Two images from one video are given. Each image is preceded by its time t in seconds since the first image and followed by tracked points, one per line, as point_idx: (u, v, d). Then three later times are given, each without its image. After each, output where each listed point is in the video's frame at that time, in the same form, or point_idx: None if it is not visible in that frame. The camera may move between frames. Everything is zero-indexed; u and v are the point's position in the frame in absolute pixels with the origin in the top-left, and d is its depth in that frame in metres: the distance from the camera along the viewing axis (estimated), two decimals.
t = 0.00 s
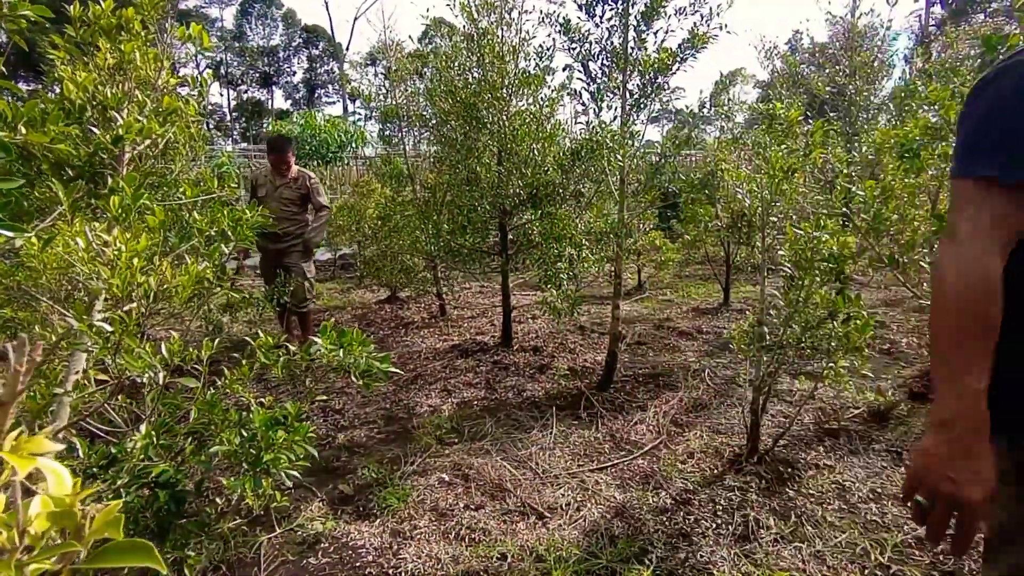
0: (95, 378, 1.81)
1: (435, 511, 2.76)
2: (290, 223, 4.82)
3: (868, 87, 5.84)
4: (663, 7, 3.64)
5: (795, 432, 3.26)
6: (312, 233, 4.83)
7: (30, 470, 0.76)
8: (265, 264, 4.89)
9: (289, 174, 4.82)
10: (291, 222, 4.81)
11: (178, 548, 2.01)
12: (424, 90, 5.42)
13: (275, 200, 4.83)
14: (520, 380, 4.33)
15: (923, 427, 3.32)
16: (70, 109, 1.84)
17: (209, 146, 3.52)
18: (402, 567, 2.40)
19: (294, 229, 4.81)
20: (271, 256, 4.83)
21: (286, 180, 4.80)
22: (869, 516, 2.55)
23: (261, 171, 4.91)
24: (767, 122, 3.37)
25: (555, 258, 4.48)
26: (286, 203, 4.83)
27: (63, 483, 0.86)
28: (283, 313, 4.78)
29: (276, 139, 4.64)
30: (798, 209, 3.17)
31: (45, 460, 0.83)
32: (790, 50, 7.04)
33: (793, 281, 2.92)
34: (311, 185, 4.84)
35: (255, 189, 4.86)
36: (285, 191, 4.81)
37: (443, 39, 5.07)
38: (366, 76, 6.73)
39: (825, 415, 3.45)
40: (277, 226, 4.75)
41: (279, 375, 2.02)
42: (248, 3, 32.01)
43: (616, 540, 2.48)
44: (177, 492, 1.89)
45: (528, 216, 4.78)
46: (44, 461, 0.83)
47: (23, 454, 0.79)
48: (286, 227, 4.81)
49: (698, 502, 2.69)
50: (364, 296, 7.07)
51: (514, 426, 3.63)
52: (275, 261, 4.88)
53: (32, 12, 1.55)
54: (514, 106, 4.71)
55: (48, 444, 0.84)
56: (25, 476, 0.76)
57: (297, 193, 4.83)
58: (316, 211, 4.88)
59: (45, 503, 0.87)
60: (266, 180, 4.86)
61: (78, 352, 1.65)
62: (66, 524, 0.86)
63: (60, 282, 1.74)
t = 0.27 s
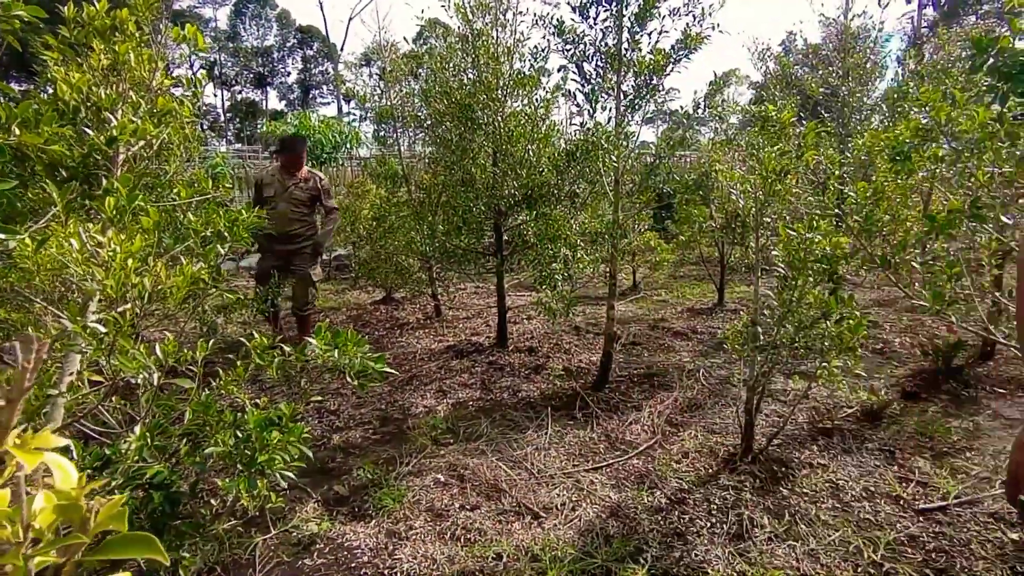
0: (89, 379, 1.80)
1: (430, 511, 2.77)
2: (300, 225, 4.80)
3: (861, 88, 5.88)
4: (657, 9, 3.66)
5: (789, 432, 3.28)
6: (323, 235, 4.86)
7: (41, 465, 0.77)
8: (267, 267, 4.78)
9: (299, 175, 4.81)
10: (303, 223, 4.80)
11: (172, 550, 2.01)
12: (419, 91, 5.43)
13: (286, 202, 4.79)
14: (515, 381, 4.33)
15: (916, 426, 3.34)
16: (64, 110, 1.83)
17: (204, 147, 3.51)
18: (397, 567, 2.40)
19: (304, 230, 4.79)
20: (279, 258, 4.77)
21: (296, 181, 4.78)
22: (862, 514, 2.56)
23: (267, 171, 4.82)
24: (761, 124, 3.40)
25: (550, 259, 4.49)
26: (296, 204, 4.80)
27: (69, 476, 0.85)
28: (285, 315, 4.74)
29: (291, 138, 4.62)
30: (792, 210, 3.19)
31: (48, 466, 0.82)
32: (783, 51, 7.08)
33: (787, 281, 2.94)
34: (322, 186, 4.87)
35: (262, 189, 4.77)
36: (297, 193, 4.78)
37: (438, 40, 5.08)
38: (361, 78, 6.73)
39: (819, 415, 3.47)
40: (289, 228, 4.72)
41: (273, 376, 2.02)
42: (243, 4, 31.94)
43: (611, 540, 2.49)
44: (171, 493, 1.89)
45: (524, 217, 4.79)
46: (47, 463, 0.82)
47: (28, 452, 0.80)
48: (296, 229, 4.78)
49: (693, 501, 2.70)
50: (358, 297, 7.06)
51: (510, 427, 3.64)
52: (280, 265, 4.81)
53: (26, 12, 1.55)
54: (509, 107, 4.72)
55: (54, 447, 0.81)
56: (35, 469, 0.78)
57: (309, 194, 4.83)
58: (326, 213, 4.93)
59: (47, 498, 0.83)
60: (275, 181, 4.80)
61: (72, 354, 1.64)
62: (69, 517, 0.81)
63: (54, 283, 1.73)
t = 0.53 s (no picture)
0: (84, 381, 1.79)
1: (427, 512, 2.77)
2: (304, 226, 4.79)
3: (854, 89, 5.91)
4: (651, 10, 3.67)
5: (784, 431, 3.29)
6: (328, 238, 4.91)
7: (54, 458, 0.81)
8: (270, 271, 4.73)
9: (300, 175, 4.78)
10: (307, 225, 4.80)
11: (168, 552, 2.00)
12: (414, 92, 5.43)
13: (289, 204, 4.76)
14: (510, 381, 4.34)
15: (909, 424, 3.36)
16: (59, 111, 1.82)
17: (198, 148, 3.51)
18: (394, 568, 2.40)
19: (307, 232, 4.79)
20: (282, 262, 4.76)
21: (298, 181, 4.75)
22: (856, 512, 2.58)
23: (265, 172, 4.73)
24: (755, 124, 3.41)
25: (545, 259, 4.50)
26: (300, 206, 4.79)
27: (82, 471, 0.85)
28: (290, 318, 4.74)
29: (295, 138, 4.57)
30: (786, 210, 3.21)
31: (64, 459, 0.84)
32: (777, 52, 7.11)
33: (781, 280, 2.95)
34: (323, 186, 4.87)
35: (262, 192, 4.69)
36: (301, 195, 4.76)
37: (433, 41, 5.08)
38: (356, 79, 6.72)
39: (813, 413, 3.48)
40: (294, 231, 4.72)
41: (269, 377, 2.02)
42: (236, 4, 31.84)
43: (607, 539, 2.50)
44: (167, 495, 1.88)
45: (518, 218, 4.79)
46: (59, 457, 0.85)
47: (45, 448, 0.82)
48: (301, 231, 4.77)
49: (688, 501, 2.71)
50: (353, 298, 7.05)
51: (505, 427, 3.64)
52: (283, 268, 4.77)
53: (20, 13, 1.54)
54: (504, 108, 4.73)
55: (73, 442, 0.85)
56: (47, 464, 0.81)
57: (313, 196, 4.83)
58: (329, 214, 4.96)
59: (59, 493, 0.83)
60: (275, 182, 4.73)
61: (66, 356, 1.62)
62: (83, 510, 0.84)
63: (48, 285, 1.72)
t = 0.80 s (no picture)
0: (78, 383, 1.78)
1: (422, 513, 2.77)
2: (302, 230, 4.81)
3: (846, 90, 5.94)
4: (645, 12, 3.69)
5: (778, 430, 3.31)
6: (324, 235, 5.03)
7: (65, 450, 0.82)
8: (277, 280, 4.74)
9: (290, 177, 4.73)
10: (306, 228, 4.83)
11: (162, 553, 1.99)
12: (408, 93, 5.43)
13: (285, 208, 4.74)
14: (505, 382, 4.34)
15: (901, 423, 3.39)
16: (51, 111, 1.81)
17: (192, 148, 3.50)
18: (389, 569, 2.40)
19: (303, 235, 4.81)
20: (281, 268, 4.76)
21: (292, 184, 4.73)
22: (849, 510, 2.59)
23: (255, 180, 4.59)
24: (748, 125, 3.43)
25: (539, 260, 4.51)
26: (297, 210, 4.79)
27: (94, 464, 0.84)
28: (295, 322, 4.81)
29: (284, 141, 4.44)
30: (779, 211, 3.23)
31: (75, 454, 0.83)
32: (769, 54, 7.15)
33: (774, 281, 2.97)
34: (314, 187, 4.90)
35: (258, 201, 4.59)
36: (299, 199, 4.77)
37: (427, 42, 5.08)
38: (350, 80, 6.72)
39: (806, 413, 3.50)
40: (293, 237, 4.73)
41: (264, 378, 2.01)
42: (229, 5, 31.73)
43: (602, 539, 2.50)
44: (162, 497, 1.88)
45: (513, 219, 4.80)
46: (75, 450, 0.82)
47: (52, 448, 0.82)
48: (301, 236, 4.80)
49: (683, 500, 2.72)
50: (348, 299, 7.05)
51: (500, 428, 3.64)
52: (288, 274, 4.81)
53: (14, 14, 1.54)
54: (498, 109, 4.74)
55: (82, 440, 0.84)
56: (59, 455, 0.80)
57: (307, 197, 4.85)
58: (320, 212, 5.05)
59: (68, 487, 0.79)
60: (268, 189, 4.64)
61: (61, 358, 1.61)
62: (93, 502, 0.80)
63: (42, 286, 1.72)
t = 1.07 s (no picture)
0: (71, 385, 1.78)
1: (416, 513, 2.77)
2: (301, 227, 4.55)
3: (837, 93, 5.99)
4: (638, 14, 3.71)
5: (770, 430, 3.33)
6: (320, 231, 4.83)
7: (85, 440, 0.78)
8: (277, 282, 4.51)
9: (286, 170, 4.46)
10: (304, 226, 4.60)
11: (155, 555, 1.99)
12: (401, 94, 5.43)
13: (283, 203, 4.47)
14: (499, 383, 4.35)
15: (892, 422, 3.42)
16: (44, 112, 1.80)
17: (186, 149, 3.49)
18: (383, 570, 2.40)
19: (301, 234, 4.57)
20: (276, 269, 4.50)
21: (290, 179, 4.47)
22: (841, 509, 2.62)
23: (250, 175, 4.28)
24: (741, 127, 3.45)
25: (533, 261, 4.52)
26: (294, 206, 4.53)
27: (112, 454, 0.82)
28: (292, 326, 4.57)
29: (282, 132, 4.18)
30: (771, 212, 3.26)
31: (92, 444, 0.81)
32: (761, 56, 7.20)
33: (766, 281, 2.99)
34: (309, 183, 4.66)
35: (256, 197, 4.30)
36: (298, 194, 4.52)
37: (421, 44, 5.08)
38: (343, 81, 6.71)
39: (798, 412, 3.53)
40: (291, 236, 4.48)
41: (259, 379, 2.01)
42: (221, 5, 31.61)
43: (596, 539, 2.51)
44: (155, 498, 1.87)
45: (507, 220, 4.81)
46: (90, 440, 0.81)
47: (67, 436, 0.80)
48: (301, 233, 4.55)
49: (676, 500, 2.74)
50: (341, 301, 7.03)
51: (495, 429, 3.65)
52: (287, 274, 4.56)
53: (7, 14, 1.53)
54: (492, 110, 4.74)
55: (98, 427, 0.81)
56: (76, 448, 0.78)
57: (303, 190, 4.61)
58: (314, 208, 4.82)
59: (81, 480, 0.77)
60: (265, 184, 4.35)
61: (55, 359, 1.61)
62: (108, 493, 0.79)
63: (35, 287, 1.71)
